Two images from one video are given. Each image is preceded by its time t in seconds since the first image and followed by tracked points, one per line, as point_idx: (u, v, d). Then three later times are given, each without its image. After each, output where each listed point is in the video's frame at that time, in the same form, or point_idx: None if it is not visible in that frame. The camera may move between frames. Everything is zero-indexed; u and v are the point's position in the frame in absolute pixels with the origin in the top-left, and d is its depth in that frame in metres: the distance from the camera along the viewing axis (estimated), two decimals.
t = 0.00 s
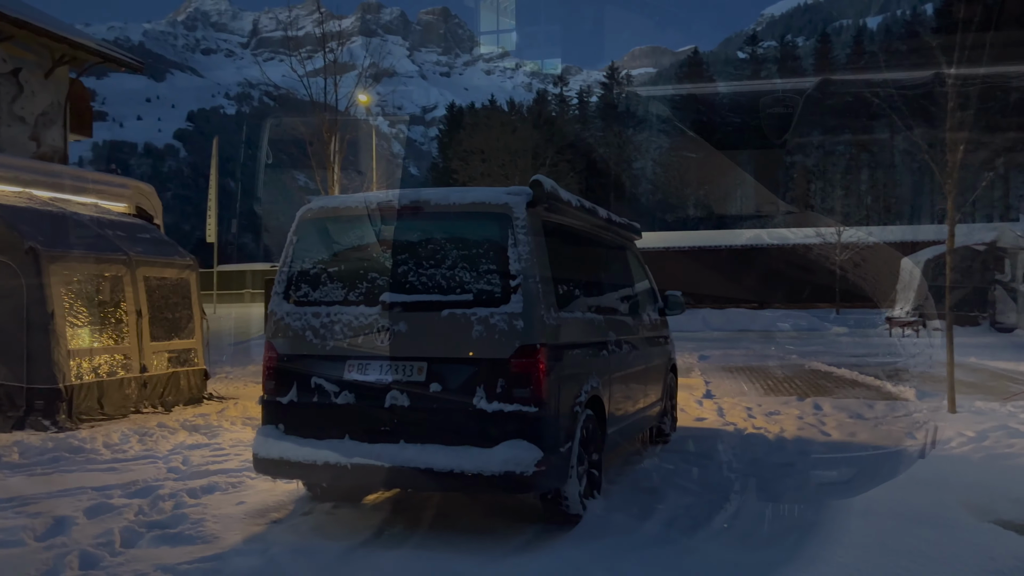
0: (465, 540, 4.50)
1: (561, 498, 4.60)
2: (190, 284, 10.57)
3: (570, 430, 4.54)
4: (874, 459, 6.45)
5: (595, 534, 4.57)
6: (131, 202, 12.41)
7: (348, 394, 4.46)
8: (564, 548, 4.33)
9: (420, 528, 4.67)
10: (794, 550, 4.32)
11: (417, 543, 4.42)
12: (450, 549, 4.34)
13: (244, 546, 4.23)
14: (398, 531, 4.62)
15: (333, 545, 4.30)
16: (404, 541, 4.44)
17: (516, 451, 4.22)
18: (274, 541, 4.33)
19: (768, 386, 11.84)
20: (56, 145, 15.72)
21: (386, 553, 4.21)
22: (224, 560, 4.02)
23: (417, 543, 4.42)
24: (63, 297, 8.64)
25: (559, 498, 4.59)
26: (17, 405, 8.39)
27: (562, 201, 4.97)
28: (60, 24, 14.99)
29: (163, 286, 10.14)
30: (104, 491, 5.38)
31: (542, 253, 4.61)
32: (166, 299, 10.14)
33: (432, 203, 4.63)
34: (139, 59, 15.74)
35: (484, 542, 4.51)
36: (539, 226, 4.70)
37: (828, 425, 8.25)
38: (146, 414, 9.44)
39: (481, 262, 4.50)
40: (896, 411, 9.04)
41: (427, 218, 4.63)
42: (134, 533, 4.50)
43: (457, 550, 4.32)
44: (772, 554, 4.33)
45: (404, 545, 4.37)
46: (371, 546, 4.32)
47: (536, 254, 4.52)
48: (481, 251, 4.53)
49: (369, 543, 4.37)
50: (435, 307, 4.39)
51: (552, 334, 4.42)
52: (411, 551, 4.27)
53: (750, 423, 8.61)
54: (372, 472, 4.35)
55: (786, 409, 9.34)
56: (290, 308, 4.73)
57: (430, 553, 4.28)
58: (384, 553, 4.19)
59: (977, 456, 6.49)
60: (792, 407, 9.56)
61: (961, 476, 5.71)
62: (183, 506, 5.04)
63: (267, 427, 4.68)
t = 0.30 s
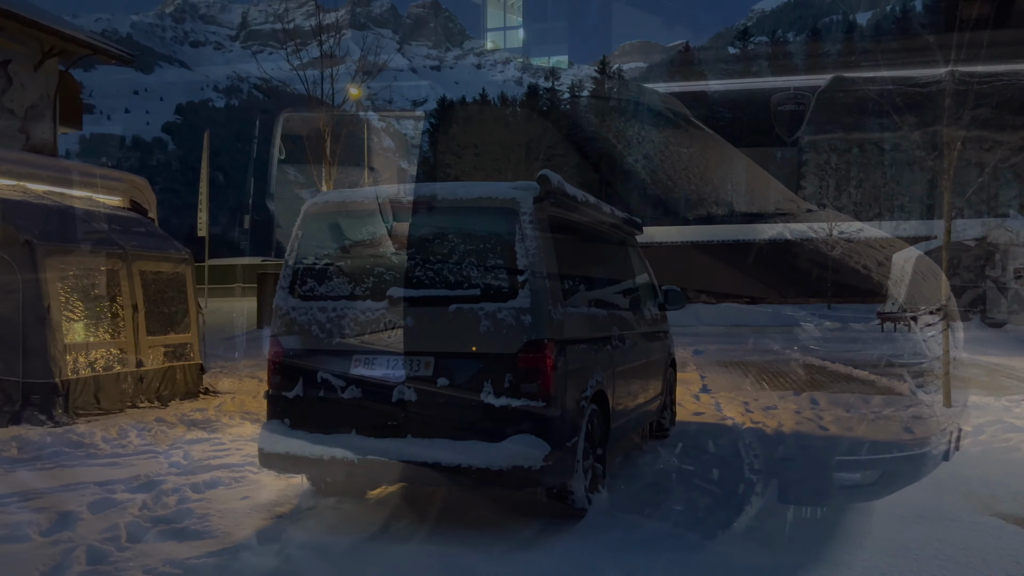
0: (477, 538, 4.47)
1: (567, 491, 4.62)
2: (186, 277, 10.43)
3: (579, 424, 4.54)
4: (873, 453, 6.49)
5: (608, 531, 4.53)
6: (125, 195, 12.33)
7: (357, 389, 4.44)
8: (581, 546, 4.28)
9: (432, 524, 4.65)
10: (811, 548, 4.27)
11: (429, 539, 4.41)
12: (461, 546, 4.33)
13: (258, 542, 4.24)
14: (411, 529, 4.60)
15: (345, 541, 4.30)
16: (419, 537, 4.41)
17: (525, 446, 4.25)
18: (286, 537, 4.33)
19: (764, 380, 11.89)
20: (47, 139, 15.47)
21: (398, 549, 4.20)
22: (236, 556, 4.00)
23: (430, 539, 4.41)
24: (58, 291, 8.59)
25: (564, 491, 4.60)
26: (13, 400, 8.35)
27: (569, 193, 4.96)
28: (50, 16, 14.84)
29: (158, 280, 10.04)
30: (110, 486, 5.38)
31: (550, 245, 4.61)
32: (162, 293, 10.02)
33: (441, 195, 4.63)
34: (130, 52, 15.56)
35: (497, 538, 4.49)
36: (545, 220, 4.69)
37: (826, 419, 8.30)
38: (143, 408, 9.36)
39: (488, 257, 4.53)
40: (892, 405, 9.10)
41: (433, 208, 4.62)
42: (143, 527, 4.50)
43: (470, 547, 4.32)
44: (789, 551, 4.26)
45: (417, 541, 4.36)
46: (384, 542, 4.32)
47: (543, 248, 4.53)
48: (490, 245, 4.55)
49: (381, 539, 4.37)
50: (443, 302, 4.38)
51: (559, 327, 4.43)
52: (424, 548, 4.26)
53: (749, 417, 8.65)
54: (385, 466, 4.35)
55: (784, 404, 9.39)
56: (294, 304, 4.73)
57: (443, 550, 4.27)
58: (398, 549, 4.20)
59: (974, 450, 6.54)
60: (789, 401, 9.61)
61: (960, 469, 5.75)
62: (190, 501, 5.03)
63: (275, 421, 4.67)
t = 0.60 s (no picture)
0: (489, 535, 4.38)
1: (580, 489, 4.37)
2: (186, 270, 10.34)
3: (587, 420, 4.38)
4: (874, 448, 6.52)
5: (630, 528, 4.44)
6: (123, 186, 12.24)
7: (364, 383, 4.37)
8: (603, 544, 4.17)
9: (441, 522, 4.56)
10: (841, 551, 4.17)
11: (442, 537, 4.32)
12: (468, 543, 4.24)
13: (274, 540, 4.16)
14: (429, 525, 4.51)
15: (362, 539, 4.22)
16: (433, 536, 4.32)
17: (532, 440, 4.12)
18: (300, 535, 4.24)
19: (763, 373, 11.91)
20: (40, 130, 15.43)
21: (414, 548, 4.12)
22: (253, 553, 3.94)
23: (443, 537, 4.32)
24: (55, 283, 8.55)
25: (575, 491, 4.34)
26: (10, 391, 8.29)
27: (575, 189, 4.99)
28: (45, 5, 14.69)
29: (157, 272, 9.91)
30: (117, 478, 5.34)
31: (560, 239, 4.59)
32: (160, 286, 9.93)
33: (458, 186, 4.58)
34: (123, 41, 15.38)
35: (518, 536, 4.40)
36: (555, 214, 4.68)
37: (825, 413, 8.33)
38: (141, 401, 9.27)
39: (498, 254, 4.62)
40: (892, 399, 9.13)
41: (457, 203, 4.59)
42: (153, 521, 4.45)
43: (478, 544, 4.23)
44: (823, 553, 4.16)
45: (431, 540, 4.27)
46: (395, 540, 4.24)
47: (552, 242, 4.52)
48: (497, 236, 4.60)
49: (391, 536, 4.29)
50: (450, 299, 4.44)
51: (565, 320, 4.35)
52: (430, 544, 4.19)
53: (749, 411, 8.68)
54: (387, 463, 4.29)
55: (783, 397, 9.41)
56: (300, 296, 4.79)
57: (453, 547, 4.18)
58: (405, 547, 4.12)
59: (976, 446, 6.56)
60: (788, 394, 9.64)
61: (962, 466, 5.77)
62: (199, 496, 4.98)
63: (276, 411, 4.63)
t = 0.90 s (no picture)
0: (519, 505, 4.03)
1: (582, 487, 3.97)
2: (186, 262, 9.08)
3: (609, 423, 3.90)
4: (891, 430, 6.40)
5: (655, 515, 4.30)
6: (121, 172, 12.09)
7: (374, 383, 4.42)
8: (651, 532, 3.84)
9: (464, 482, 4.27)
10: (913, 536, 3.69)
11: (475, 507, 4.04)
12: (496, 515, 3.98)
13: (298, 518, 3.98)
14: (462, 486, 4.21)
15: (390, 515, 3.95)
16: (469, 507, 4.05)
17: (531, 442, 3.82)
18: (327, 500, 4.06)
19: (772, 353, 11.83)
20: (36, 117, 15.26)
21: (442, 524, 3.88)
22: (278, 548, 3.73)
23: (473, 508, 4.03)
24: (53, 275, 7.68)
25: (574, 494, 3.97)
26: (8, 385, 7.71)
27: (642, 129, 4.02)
28: None
29: (158, 263, 8.70)
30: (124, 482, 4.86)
31: (579, 213, 4.09)
32: (160, 277, 8.75)
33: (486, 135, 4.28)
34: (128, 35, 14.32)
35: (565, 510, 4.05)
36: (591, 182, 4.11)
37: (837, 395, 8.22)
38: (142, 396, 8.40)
39: (508, 240, 4.20)
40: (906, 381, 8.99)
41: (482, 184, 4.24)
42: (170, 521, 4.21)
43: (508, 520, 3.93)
44: (891, 547, 3.63)
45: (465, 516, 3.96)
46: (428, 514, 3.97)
47: (554, 220, 4.08)
48: (508, 208, 4.18)
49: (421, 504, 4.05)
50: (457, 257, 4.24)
51: (574, 318, 3.89)
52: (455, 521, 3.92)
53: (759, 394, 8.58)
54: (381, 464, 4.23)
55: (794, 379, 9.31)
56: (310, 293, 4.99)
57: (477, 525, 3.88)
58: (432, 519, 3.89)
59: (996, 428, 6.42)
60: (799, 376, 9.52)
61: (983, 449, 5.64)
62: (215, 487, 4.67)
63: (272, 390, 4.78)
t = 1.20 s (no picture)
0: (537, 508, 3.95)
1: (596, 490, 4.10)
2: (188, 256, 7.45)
3: (638, 429, 3.80)
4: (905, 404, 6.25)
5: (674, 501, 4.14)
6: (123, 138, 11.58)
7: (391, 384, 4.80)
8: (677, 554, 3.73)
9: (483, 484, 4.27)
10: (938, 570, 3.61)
11: (495, 503, 3.97)
12: (513, 513, 3.89)
13: (311, 512, 3.89)
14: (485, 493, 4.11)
15: (401, 502, 3.98)
16: (493, 513, 3.89)
17: (541, 439, 4.12)
18: (342, 496, 4.07)
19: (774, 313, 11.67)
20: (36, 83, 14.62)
21: (449, 511, 3.90)
22: (302, 560, 3.53)
23: (493, 503, 3.97)
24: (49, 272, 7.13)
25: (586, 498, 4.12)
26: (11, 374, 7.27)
27: (680, 120, 3.72)
28: None
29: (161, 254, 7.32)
30: (125, 489, 4.09)
31: (603, 215, 3.92)
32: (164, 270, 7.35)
33: (512, 132, 4.22)
34: (125, 28, 10.57)
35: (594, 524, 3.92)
36: (619, 181, 3.90)
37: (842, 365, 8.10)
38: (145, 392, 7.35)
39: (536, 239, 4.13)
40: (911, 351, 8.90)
41: (508, 185, 4.23)
42: (174, 523, 3.77)
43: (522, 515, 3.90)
44: None
45: (479, 510, 3.90)
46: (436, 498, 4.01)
47: (575, 222, 4.00)
48: (532, 209, 4.15)
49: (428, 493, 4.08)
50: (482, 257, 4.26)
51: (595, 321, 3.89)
52: (466, 503, 3.94)
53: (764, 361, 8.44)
54: (393, 458, 4.65)
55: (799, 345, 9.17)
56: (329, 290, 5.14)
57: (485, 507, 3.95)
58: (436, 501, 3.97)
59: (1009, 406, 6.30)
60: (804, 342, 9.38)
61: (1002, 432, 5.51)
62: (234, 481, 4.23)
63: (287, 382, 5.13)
